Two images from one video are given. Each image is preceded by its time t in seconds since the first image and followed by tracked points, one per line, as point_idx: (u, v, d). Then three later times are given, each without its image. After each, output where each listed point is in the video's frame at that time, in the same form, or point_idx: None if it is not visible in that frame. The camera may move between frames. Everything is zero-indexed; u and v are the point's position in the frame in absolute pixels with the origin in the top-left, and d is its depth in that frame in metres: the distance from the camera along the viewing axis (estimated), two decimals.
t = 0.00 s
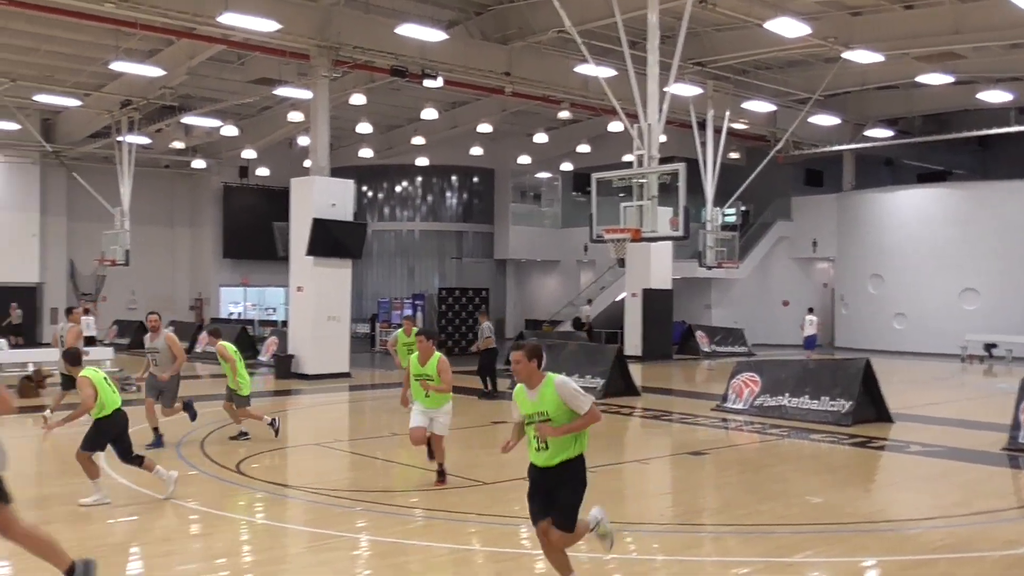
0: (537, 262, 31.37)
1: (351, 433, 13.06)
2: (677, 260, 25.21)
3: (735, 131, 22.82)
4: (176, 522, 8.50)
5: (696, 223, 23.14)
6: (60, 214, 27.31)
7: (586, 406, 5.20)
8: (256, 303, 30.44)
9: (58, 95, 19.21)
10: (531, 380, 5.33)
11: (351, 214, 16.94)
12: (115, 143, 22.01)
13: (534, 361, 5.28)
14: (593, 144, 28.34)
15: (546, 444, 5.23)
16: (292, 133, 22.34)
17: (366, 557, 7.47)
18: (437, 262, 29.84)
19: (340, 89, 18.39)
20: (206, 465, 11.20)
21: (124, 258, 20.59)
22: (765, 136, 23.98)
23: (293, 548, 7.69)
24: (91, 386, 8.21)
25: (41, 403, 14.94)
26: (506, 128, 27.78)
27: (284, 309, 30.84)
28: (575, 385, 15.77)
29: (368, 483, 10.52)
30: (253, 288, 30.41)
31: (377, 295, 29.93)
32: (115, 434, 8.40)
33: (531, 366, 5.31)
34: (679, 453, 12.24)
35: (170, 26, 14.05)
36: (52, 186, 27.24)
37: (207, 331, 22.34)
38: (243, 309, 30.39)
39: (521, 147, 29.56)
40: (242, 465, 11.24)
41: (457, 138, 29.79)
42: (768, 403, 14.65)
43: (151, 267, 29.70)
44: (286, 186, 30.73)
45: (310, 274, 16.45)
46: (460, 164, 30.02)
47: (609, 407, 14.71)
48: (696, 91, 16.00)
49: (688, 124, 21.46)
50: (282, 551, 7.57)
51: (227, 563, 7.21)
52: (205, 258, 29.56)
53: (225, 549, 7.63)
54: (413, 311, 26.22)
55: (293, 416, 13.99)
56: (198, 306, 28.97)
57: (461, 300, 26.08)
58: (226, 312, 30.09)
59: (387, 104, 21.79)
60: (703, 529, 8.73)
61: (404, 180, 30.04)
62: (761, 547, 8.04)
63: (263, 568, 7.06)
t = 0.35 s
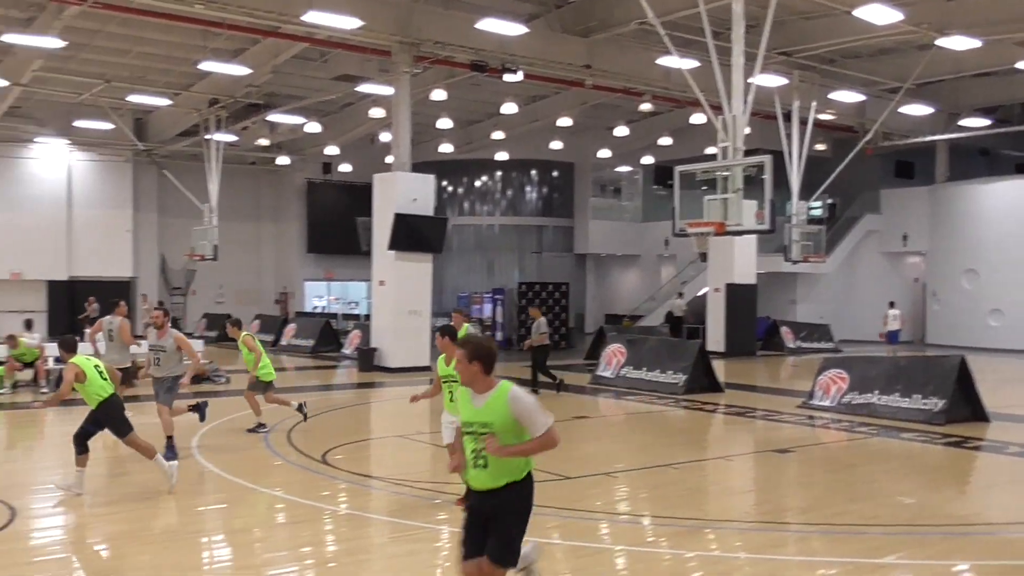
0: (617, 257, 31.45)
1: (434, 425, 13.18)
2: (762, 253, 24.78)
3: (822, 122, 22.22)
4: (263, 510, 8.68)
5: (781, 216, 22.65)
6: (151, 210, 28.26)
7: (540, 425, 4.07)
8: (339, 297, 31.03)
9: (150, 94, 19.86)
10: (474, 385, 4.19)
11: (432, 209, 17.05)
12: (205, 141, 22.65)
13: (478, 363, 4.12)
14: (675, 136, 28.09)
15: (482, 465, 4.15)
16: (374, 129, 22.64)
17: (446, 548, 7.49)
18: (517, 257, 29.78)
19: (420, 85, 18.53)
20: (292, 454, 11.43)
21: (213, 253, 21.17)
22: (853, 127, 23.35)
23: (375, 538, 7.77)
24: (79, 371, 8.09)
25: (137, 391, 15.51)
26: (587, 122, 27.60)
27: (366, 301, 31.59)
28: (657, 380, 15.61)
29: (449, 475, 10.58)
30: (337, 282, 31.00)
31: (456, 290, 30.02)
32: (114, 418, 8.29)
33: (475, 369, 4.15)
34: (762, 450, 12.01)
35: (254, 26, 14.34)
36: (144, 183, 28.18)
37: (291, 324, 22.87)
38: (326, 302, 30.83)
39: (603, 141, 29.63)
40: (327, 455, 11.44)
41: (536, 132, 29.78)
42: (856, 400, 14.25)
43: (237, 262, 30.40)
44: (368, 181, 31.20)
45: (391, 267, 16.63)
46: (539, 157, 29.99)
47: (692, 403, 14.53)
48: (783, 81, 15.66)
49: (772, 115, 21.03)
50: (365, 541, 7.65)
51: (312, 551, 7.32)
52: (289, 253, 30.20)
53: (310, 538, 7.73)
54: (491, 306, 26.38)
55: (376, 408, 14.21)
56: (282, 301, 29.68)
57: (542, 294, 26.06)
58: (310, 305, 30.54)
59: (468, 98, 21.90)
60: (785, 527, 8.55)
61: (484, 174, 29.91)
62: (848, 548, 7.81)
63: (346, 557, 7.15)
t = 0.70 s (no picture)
0: (725, 241, 31.41)
1: (543, 409, 13.23)
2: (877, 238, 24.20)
3: (942, 100, 21.34)
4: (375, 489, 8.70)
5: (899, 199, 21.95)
6: (266, 197, 29.22)
7: (403, 432, 3.24)
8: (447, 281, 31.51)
9: (265, 83, 20.54)
10: (337, 381, 3.38)
11: (539, 191, 17.06)
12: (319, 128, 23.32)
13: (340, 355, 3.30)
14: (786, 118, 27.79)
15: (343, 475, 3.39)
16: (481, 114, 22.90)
17: (554, 534, 7.33)
18: (623, 242, 29.85)
19: (527, 69, 18.60)
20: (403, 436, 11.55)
21: (325, 238, 21.74)
22: (976, 104, 22.39)
23: (485, 520, 7.69)
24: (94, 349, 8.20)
25: (255, 372, 16.08)
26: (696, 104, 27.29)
27: (472, 286, 31.87)
28: (769, 367, 15.34)
29: (557, 459, 10.58)
30: (445, 266, 31.50)
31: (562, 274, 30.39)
32: (112, 399, 8.37)
33: (335, 363, 3.34)
34: (881, 440, 11.63)
35: (365, 11, 14.55)
36: (260, 169, 29.09)
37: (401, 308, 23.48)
38: (434, 286, 31.35)
39: (714, 123, 29.44)
40: (439, 437, 11.54)
41: (644, 114, 29.33)
42: (981, 390, 13.67)
43: (349, 247, 31.21)
44: (474, 165, 31.54)
45: (498, 251, 16.75)
46: (646, 140, 29.63)
47: (805, 390, 14.22)
48: (905, 59, 15.10)
49: (889, 94, 20.34)
50: (474, 523, 7.58)
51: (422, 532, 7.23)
52: (399, 238, 30.81)
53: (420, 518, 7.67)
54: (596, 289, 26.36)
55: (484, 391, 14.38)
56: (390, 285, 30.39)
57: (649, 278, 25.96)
58: (418, 289, 31.16)
59: (574, 82, 21.84)
60: (904, 520, 8.26)
61: (590, 157, 29.81)
62: (971, 544, 7.48)
63: (455, 539, 7.07)
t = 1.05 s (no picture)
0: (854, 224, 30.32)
1: (665, 396, 13.13)
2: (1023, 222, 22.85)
3: None
4: (496, 471, 8.77)
5: None
6: (389, 183, 29.94)
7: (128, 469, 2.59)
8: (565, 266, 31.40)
9: (387, 71, 21.02)
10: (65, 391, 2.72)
11: (660, 174, 17.19)
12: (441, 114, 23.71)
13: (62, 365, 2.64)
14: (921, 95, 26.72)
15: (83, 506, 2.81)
16: (600, 97, 22.80)
17: (675, 523, 7.20)
18: (747, 227, 29.36)
19: (649, 50, 18.39)
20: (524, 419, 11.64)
21: (445, 224, 22.09)
22: None
23: (604, 506, 7.63)
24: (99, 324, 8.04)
25: (378, 355, 16.51)
26: (825, 83, 26.41)
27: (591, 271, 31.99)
28: (902, 356, 14.75)
29: (682, 446, 10.42)
30: (563, 251, 31.44)
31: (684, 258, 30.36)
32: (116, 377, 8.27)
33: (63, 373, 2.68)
34: None
35: None
36: (383, 156, 29.80)
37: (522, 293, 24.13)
38: (552, 271, 31.24)
39: (843, 102, 28.40)
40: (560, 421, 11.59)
41: (770, 95, 28.72)
42: None
43: (468, 232, 31.71)
44: (593, 149, 31.45)
45: (618, 236, 16.90)
46: (770, 121, 28.87)
47: (941, 380, 13.64)
48: None
49: None
50: (593, 509, 7.53)
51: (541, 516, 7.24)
52: (517, 222, 31.07)
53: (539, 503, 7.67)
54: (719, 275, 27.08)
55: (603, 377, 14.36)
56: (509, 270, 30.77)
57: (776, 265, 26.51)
58: (536, 275, 31.10)
59: (697, 63, 21.44)
60: None
61: (713, 140, 29.31)
62: None
63: (574, 524, 7.04)
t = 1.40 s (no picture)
0: None
1: (830, 394, 12.65)
2: None
3: None
4: (651, 467, 8.70)
5: None
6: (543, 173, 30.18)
7: None
8: (724, 258, 30.49)
9: (542, 62, 21.18)
10: None
11: (825, 163, 16.63)
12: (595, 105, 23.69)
13: None
14: None
15: None
16: (760, 83, 22.13)
17: (839, 526, 6.92)
18: (920, 218, 27.74)
19: (813, 32, 17.70)
20: (681, 414, 11.52)
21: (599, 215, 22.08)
22: None
23: (764, 506, 7.42)
24: (168, 310, 8.82)
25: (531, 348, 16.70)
26: (1010, 59, 24.59)
27: (751, 263, 30.44)
28: None
29: (849, 446, 10.02)
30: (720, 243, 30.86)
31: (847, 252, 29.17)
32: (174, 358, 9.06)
33: None
34: None
35: None
36: (538, 148, 30.09)
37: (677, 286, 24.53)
38: (708, 264, 30.53)
39: None
40: (719, 417, 11.39)
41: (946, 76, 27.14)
42: None
43: (622, 223, 31.60)
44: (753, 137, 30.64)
45: (780, 228, 16.50)
46: (947, 105, 27.28)
47: None
48: None
49: None
50: (752, 508, 7.34)
51: (697, 514, 7.12)
52: (673, 213, 30.81)
53: (695, 500, 7.55)
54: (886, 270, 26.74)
55: (761, 374, 13.97)
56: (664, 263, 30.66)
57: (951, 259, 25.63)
58: (692, 267, 30.65)
59: (865, 45, 20.45)
60: None
61: (881, 126, 28.02)
62: None
63: (733, 522, 6.89)
